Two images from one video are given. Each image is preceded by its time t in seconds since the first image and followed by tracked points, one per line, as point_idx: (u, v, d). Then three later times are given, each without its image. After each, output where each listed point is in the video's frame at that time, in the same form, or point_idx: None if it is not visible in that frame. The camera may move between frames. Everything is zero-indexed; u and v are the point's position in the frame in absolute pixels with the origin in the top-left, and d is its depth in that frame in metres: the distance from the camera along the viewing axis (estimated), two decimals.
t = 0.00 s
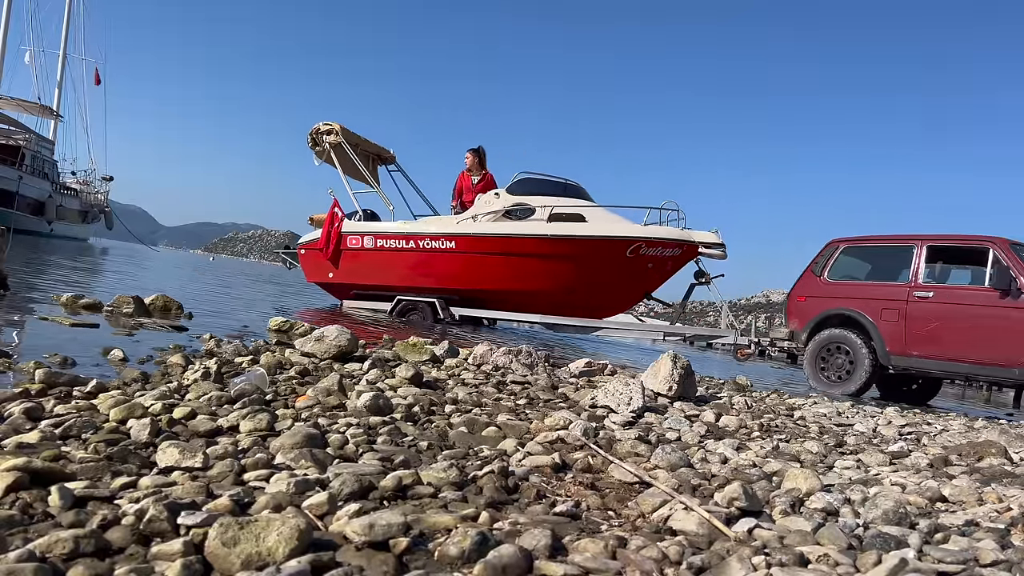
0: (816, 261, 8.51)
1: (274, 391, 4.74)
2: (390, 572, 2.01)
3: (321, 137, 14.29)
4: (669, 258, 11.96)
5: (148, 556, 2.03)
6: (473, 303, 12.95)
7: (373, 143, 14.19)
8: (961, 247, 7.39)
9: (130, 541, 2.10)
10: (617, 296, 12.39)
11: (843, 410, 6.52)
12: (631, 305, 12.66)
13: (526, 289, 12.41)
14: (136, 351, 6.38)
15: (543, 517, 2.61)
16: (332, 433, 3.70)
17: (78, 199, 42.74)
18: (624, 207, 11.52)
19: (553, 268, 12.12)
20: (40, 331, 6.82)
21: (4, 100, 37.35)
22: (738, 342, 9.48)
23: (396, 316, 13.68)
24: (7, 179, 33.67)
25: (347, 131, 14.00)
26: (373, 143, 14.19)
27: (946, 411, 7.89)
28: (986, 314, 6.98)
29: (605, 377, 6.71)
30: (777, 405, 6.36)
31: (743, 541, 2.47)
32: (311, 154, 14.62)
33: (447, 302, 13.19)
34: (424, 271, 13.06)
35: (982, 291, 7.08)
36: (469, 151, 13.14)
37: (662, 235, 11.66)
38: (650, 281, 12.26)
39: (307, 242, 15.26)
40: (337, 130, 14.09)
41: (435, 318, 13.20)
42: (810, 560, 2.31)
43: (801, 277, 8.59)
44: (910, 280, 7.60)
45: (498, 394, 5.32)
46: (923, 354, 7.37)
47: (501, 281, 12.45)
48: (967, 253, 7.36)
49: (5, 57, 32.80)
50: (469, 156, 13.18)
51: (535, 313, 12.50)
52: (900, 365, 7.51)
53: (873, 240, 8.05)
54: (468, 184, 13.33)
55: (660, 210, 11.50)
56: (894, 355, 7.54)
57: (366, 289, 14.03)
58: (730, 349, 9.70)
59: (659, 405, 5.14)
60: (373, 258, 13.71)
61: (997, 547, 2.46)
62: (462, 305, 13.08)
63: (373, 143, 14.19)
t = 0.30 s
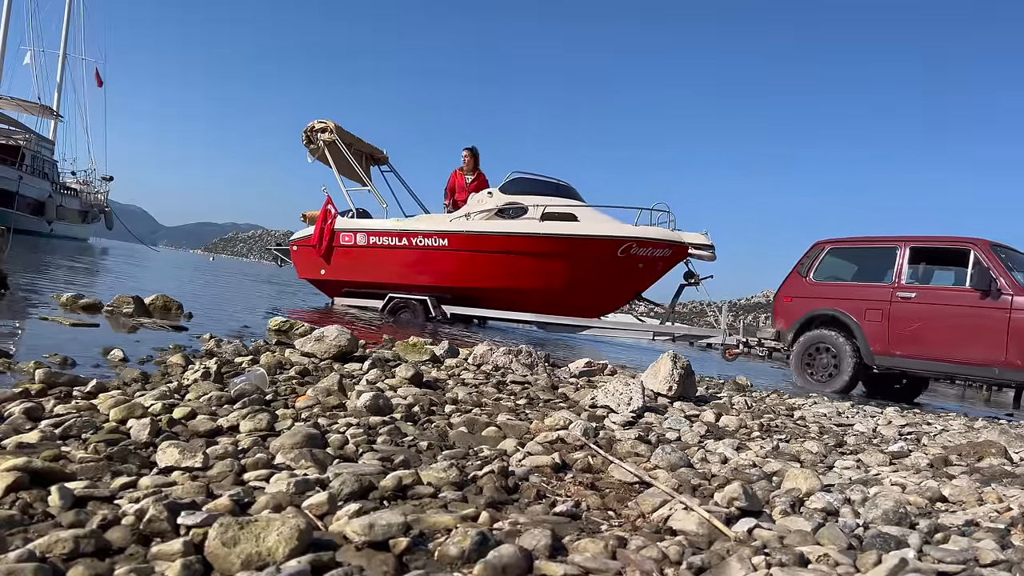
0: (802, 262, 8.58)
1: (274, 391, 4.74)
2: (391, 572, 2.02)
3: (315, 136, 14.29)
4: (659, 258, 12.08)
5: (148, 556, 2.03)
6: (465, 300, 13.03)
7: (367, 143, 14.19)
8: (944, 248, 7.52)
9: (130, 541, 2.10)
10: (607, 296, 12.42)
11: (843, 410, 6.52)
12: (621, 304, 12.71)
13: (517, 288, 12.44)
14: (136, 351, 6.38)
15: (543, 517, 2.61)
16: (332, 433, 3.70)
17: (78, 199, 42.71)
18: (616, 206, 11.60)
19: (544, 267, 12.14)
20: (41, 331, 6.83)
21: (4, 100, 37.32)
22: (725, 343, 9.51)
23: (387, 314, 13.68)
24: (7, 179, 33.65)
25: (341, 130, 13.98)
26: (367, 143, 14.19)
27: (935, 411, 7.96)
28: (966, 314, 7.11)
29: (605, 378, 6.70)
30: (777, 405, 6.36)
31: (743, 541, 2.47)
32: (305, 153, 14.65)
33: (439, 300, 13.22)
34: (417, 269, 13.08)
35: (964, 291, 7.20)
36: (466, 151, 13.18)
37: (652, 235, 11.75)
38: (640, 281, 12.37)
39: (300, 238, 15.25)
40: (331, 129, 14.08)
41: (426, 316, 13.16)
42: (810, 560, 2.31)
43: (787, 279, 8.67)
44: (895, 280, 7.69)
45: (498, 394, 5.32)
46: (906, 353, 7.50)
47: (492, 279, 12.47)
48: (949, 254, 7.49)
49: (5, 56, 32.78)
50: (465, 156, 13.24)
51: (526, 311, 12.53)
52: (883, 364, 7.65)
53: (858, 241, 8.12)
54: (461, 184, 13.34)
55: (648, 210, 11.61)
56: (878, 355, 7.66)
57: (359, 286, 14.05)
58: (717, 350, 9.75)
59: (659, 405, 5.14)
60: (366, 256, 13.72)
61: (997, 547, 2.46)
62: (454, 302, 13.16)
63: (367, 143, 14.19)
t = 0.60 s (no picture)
0: (790, 261, 8.72)
1: (274, 391, 4.74)
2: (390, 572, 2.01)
3: (305, 136, 14.26)
4: (648, 257, 12.06)
5: (148, 557, 2.03)
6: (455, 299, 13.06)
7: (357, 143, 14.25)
8: (929, 247, 7.60)
9: (130, 541, 2.10)
10: (596, 295, 12.45)
11: (843, 410, 6.52)
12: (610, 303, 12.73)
13: (506, 288, 12.49)
14: (136, 351, 6.38)
15: (543, 517, 2.61)
16: (332, 433, 3.70)
17: (78, 199, 42.69)
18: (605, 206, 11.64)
19: (533, 266, 12.18)
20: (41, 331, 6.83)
21: (4, 100, 37.31)
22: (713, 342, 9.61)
23: (377, 313, 13.71)
24: (7, 179, 33.63)
25: (331, 130, 14.02)
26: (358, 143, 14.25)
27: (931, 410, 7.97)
28: (951, 313, 7.19)
29: (605, 377, 6.70)
30: (777, 405, 6.36)
31: (743, 541, 2.47)
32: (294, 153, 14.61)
33: (429, 300, 13.23)
34: (407, 269, 13.11)
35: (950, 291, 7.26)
36: (459, 150, 13.09)
37: (639, 234, 11.74)
38: (629, 281, 12.39)
39: (290, 239, 15.26)
40: (321, 129, 14.10)
41: (416, 315, 13.20)
42: (810, 559, 2.31)
43: (775, 278, 8.81)
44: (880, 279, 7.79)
45: (498, 394, 5.32)
46: (892, 352, 7.59)
47: (481, 279, 12.51)
48: (934, 253, 7.57)
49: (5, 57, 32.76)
50: (458, 155, 13.27)
51: (515, 310, 12.58)
52: (870, 363, 7.75)
53: (843, 241, 8.25)
54: (452, 182, 13.31)
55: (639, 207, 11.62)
56: (864, 354, 7.77)
57: (349, 285, 14.11)
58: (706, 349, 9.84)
59: (659, 405, 5.14)
60: (356, 255, 13.74)
61: (997, 547, 2.46)
62: (444, 301, 13.20)
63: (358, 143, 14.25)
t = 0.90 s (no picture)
0: (777, 261, 8.75)
1: (274, 391, 4.74)
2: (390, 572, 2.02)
3: (294, 137, 14.31)
4: (637, 258, 12.11)
5: (148, 556, 2.03)
6: (445, 300, 13.09)
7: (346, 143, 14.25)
8: (913, 247, 7.63)
9: (130, 541, 2.10)
10: (586, 295, 12.45)
11: (843, 410, 6.52)
12: (602, 304, 12.75)
13: (496, 289, 12.51)
14: (136, 351, 6.38)
15: (543, 517, 2.61)
16: (332, 433, 3.70)
17: (78, 199, 42.67)
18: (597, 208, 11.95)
19: (523, 267, 12.20)
20: (41, 331, 6.83)
21: (4, 100, 37.31)
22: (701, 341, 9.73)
23: (369, 311, 13.77)
24: (7, 179, 33.62)
25: (320, 130, 14.03)
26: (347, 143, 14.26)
27: (931, 411, 8.00)
28: (936, 312, 7.19)
29: (606, 378, 6.70)
30: (777, 405, 6.36)
31: (743, 541, 2.47)
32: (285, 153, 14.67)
33: (420, 300, 13.25)
34: (397, 270, 13.11)
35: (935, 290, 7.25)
36: (445, 150, 13.11)
37: (630, 235, 11.78)
38: (619, 281, 12.40)
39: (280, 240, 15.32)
40: (310, 129, 14.13)
41: (407, 315, 13.24)
42: (810, 560, 2.31)
43: (762, 277, 8.83)
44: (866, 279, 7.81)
45: (498, 394, 5.32)
46: (878, 349, 7.62)
47: (471, 280, 12.54)
48: (919, 253, 7.58)
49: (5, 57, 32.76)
50: (449, 156, 13.33)
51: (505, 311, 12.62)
52: (855, 360, 7.79)
53: (830, 241, 8.29)
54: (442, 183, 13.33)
55: (623, 208, 11.47)
56: (850, 352, 7.81)
57: (340, 285, 14.14)
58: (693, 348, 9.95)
59: (659, 405, 5.14)
60: (346, 256, 13.75)
61: (997, 547, 2.46)
62: (435, 301, 13.22)
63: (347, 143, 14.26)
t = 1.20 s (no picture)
0: (761, 262, 8.80)
1: (274, 391, 4.74)
2: (391, 572, 2.01)
3: (282, 134, 14.36)
4: (625, 258, 12.19)
5: (148, 557, 2.03)
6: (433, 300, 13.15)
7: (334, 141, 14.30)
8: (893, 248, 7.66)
9: (130, 541, 2.10)
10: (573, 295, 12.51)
11: (843, 410, 6.52)
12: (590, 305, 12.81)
13: (483, 289, 12.57)
14: (136, 351, 6.38)
15: (543, 517, 2.61)
16: (332, 433, 3.70)
17: (78, 199, 42.67)
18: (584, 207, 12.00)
19: (510, 268, 12.27)
20: (40, 331, 6.82)
21: (4, 100, 37.32)
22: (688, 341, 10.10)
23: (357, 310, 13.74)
24: (7, 179, 33.59)
25: (308, 128, 14.08)
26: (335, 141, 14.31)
27: (930, 409, 8.02)
28: (915, 312, 7.23)
29: (605, 378, 6.71)
30: (777, 405, 6.36)
31: (743, 541, 2.47)
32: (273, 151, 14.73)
33: (408, 299, 13.31)
34: (385, 269, 13.19)
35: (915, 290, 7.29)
36: (439, 150, 13.25)
37: (617, 236, 11.88)
38: (607, 282, 12.48)
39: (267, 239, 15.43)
40: (298, 127, 14.18)
41: (396, 314, 13.20)
42: (810, 559, 2.31)
43: (746, 278, 8.90)
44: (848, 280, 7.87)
45: (498, 394, 5.32)
46: (858, 349, 7.67)
47: (458, 280, 12.61)
48: (898, 254, 7.63)
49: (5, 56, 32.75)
50: (438, 156, 13.30)
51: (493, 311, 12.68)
52: (837, 359, 7.84)
53: (812, 242, 8.34)
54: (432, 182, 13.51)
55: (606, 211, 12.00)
56: (831, 350, 7.86)
57: (328, 285, 14.20)
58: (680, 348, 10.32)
59: (659, 405, 5.14)
60: (334, 256, 13.83)
61: (998, 547, 2.46)
62: (423, 301, 13.29)
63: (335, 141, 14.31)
